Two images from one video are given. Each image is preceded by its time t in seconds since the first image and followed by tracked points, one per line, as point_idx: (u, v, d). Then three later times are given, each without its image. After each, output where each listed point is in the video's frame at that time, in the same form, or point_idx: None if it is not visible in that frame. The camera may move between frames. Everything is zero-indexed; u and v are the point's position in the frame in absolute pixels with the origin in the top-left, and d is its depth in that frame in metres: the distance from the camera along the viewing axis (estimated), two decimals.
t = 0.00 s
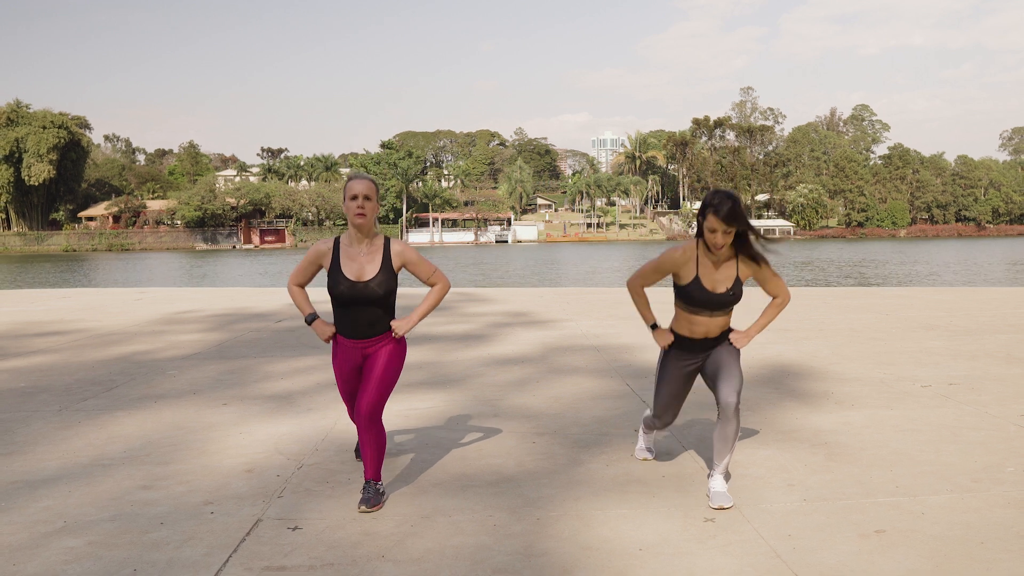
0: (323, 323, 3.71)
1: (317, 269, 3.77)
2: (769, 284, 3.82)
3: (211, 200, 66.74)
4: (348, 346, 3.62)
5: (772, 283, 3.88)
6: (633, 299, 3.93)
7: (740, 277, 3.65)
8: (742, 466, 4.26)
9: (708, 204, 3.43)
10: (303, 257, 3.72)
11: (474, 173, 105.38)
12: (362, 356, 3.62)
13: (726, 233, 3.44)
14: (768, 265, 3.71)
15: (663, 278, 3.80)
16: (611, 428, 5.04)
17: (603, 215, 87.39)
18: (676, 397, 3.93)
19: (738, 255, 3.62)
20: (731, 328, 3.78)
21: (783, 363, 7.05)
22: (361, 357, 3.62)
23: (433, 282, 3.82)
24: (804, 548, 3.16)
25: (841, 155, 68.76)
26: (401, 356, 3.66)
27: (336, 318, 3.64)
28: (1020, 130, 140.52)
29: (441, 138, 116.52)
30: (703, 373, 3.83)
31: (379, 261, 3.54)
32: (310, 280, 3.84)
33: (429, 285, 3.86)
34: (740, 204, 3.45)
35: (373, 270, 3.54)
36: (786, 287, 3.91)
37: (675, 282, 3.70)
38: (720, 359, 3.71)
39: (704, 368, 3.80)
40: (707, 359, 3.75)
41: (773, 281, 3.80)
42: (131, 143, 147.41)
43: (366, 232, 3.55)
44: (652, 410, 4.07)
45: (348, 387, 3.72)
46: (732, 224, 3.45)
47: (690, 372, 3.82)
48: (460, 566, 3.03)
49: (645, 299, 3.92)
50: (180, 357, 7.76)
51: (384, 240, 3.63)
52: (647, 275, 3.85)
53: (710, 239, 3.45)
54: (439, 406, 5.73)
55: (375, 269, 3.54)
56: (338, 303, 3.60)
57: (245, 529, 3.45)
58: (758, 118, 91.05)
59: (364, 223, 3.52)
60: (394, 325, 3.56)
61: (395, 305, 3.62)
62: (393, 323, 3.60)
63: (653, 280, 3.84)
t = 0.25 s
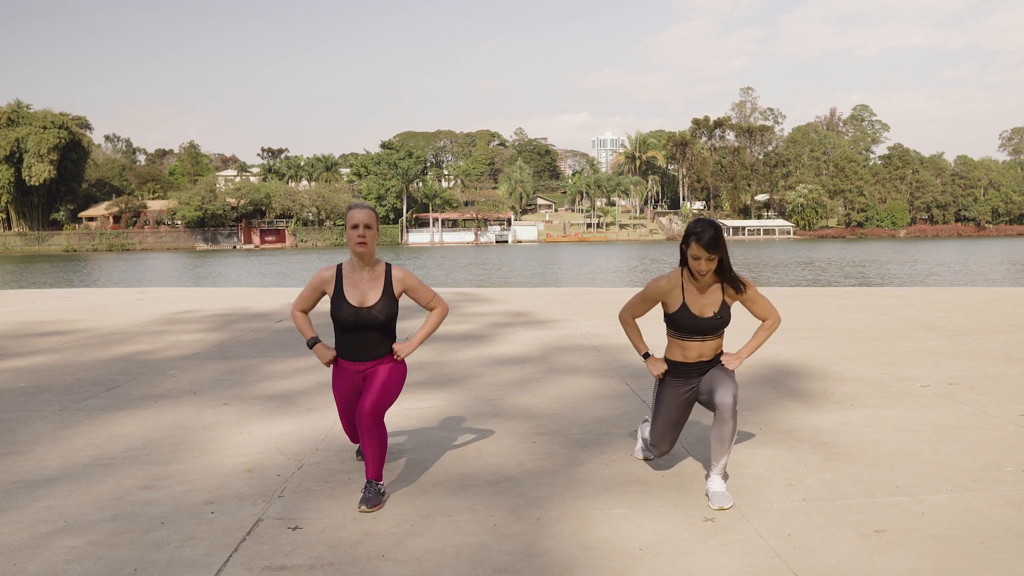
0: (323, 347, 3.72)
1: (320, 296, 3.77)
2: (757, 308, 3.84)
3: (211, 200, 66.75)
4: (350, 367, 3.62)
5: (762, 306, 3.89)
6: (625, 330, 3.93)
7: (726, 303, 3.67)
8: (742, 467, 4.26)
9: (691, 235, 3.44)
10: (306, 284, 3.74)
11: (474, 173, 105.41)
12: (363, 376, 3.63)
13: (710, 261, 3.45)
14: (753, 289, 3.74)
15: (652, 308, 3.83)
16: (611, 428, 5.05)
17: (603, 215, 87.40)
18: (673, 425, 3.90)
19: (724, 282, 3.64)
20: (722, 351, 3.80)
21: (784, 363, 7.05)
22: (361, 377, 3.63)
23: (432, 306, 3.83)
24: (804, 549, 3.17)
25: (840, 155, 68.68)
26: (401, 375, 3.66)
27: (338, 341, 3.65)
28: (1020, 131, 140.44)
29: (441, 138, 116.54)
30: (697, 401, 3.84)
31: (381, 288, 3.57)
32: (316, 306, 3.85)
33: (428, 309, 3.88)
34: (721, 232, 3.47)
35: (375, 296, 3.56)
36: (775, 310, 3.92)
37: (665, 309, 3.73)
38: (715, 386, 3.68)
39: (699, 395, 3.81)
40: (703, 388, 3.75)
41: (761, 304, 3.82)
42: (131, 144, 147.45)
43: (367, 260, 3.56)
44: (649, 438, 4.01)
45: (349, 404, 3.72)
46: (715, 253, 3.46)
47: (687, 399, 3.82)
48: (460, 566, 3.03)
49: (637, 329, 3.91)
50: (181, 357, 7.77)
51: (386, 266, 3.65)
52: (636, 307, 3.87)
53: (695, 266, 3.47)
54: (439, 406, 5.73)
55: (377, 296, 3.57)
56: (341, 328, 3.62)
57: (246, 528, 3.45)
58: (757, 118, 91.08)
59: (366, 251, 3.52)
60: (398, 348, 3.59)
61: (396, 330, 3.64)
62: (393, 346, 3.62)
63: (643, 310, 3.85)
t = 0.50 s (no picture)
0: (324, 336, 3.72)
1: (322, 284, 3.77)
2: (761, 287, 3.83)
3: (212, 200, 66.88)
4: (349, 357, 3.63)
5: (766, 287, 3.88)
6: (629, 308, 3.94)
7: (731, 278, 3.66)
8: (741, 467, 4.27)
9: (691, 209, 3.44)
10: (306, 273, 3.74)
11: (474, 173, 105.50)
12: (362, 366, 3.63)
13: (711, 236, 3.45)
14: (758, 265, 3.73)
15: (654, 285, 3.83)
16: (611, 428, 5.05)
17: (603, 215, 87.45)
18: (677, 397, 3.94)
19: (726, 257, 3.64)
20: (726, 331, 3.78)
21: (783, 363, 7.05)
22: (361, 367, 3.63)
23: (433, 298, 3.83)
24: (804, 548, 3.17)
25: (840, 155, 68.67)
26: (400, 366, 3.66)
27: (338, 331, 3.65)
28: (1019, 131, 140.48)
29: (441, 138, 116.59)
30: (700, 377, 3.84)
31: (382, 282, 3.57)
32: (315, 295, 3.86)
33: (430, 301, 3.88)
34: (721, 206, 3.47)
35: (376, 291, 3.57)
36: (779, 290, 3.90)
37: (668, 287, 3.73)
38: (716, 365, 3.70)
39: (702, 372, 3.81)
40: (704, 361, 3.76)
41: (766, 281, 3.81)
42: (131, 144, 147.56)
43: (369, 251, 3.55)
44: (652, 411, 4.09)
45: (349, 394, 3.72)
46: (715, 227, 3.47)
47: (689, 375, 3.83)
48: (460, 566, 3.04)
49: (642, 307, 3.92)
50: (181, 357, 7.78)
51: (387, 259, 3.65)
52: (639, 284, 3.88)
53: (696, 243, 3.47)
54: (439, 406, 5.73)
55: (378, 290, 3.57)
56: (343, 321, 3.62)
57: (246, 528, 3.46)
58: (757, 118, 91.10)
59: (368, 242, 3.51)
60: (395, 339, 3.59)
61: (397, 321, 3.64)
62: (393, 337, 3.62)
63: (645, 288, 3.86)
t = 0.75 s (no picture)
0: (326, 298, 3.74)
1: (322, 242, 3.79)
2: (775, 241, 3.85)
3: (212, 200, 67.02)
4: (350, 320, 3.64)
5: (779, 241, 3.89)
6: (642, 250, 4.13)
7: (745, 229, 3.67)
8: (741, 467, 4.27)
9: (704, 157, 3.44)
10: (306, 229, 3.76)
11: (474, 174, 105.51)
12: (363, 329, 3.65)
13: (723, 184, 3.46)
14: (772, 217, 3.73)
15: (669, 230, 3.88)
16: (611, 428, 5.06)
17: (603, 215, 87.55)
18: (676, 348, 3.96)
19: (740, 206, 3.66)
20: (737, 290, 3.78)
21: (783, 363, 7.06)
22: (363, 330, 3.65)
23: (436, 259, 3.85)
24: (803, 547, 3.18)
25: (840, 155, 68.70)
26: (404, 334, 3.68)
27: (338, 293, 3.67)
28: (1018, 131, 140.42)
29: (441, 138, 116.61)
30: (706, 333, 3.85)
31: (381, 238, 3.57)
32: (315, 251, 3.90)
33: (431, 263, 3.89)
34: (735, 156, 3.48)
35: (375, 248, 3.57)
36: (791, 247, 3.92)
37: (680, 235, 3.76)
38: (724, 328, 3.75)
39: (709, 330, 3.82)
40: (709, 319, 3.78)
41: (778, 235, 3.82)
42: (131, 144, 147.65)
43: (370, 207, 3.58)
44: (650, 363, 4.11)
45: (355, 357, 3.77)
46: (729, 176, 3.47)
47: (692, 327, 3.84)
48: (460, 565, 3.05)
49: (653, 251, 4.10)
50: (182, 357, 7.78)
51: (388, 216, 3.66)
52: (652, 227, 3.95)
53: (707, 190, 3.48)
54: (440, 406, 5.75)
55: (376, 248, 3.57)
56: (341, 278, 3.64)
57: (246, 528, 3.47)
58: (757, 118, 91.16)
59: (367, 196, 3.54)
60: (394, 301, 3.58)
61: (397, 282, 3.63)
62: (393, 300, 3.61)
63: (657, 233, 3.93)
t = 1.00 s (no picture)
0: (324, 286, 3.74)
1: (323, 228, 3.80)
2: (778, 233, 3.87)
3: (212, 200, 67.09)
4: (347, 310, 3.62)
5: (782, 235, 3.91)
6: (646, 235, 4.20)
7: (747, 215, 3.69)
8: (741, 466, 4.27)
9: (709, 130, 3.59)
10: (309, 215, 3.78)
11: (474, 174, 105.59)
12: (360, 321, 3.63)
13: (727, 157, 3.60)
14: (775, 205, 3.77)
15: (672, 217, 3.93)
16: (611, 429, 5.06)
17: (603, 215, 87.63)
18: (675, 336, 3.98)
19: (743, 189, 3.71)
20: (740, 284, 3.77)
21: (783, 364, 7.06)
22: (360, 323, 3.63)
23: (436, 253, 3.83)
24: (803, 547, 3.18)
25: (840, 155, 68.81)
26: (402, 330, 3.68)
27: (337, 280, 3.66)
28: (1017, 130, 140.46)
29: (441, 138, 116.75)
30: (707, 325, 3.84)
31: (383, 223, 3.58)
32: (315, 237, 3.91)
33: (432, 256, 3.88)
34: (740, 133, 3.61)
35: (376, 232, 3.57)
36: (795, 241, 3.93)
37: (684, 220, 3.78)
38: (726, 322, 3.73)
39: (711, 325, 3.80)
40: (711, 313, 3.77)
41: (782, 227, 3.83)
42: (132, 144, 147.73)
43: (373, 191, 3.60)
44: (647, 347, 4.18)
45: (352, 350, 3.75)
46: (732, 151, 3.61)
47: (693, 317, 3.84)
48: (460, 565, 3.05)
49: (657, 237, 4.17)
50: (182, 356, 7.79)
51: (392, 204, 3.68)
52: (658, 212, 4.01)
53: (711, 162, 3.60)
54: (440, 406, 5.75)
55: (378, 232, 3.57)
56: (339, 262, 3.63)
57: (247, 527, 3.47)
58: (757, 118, 91.23)
59: (372, 180, 3.56)
60: (393, 293, 3.56)
61: (396, 272, 3.63)
62: (392, 290, 3.61)
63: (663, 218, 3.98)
